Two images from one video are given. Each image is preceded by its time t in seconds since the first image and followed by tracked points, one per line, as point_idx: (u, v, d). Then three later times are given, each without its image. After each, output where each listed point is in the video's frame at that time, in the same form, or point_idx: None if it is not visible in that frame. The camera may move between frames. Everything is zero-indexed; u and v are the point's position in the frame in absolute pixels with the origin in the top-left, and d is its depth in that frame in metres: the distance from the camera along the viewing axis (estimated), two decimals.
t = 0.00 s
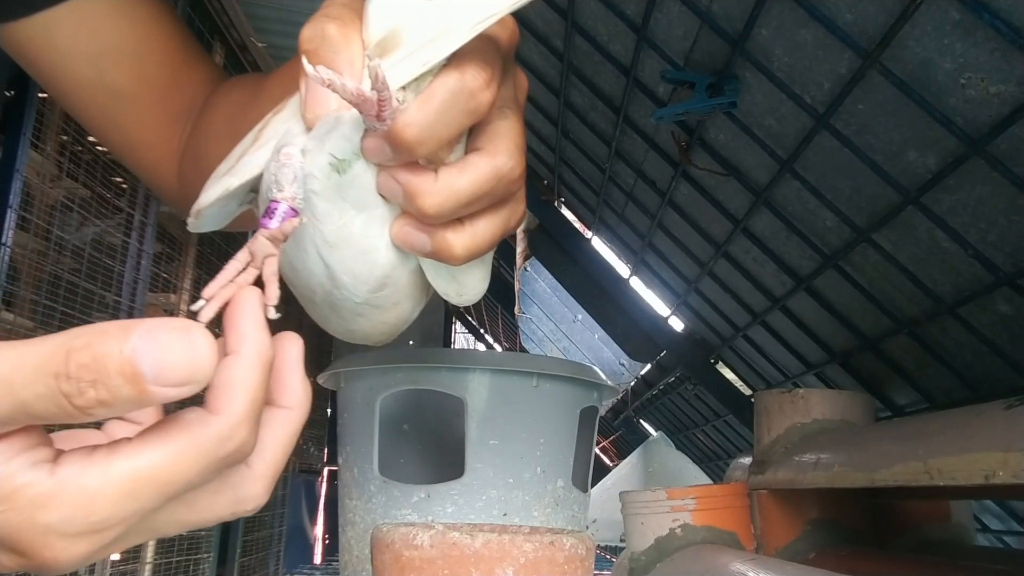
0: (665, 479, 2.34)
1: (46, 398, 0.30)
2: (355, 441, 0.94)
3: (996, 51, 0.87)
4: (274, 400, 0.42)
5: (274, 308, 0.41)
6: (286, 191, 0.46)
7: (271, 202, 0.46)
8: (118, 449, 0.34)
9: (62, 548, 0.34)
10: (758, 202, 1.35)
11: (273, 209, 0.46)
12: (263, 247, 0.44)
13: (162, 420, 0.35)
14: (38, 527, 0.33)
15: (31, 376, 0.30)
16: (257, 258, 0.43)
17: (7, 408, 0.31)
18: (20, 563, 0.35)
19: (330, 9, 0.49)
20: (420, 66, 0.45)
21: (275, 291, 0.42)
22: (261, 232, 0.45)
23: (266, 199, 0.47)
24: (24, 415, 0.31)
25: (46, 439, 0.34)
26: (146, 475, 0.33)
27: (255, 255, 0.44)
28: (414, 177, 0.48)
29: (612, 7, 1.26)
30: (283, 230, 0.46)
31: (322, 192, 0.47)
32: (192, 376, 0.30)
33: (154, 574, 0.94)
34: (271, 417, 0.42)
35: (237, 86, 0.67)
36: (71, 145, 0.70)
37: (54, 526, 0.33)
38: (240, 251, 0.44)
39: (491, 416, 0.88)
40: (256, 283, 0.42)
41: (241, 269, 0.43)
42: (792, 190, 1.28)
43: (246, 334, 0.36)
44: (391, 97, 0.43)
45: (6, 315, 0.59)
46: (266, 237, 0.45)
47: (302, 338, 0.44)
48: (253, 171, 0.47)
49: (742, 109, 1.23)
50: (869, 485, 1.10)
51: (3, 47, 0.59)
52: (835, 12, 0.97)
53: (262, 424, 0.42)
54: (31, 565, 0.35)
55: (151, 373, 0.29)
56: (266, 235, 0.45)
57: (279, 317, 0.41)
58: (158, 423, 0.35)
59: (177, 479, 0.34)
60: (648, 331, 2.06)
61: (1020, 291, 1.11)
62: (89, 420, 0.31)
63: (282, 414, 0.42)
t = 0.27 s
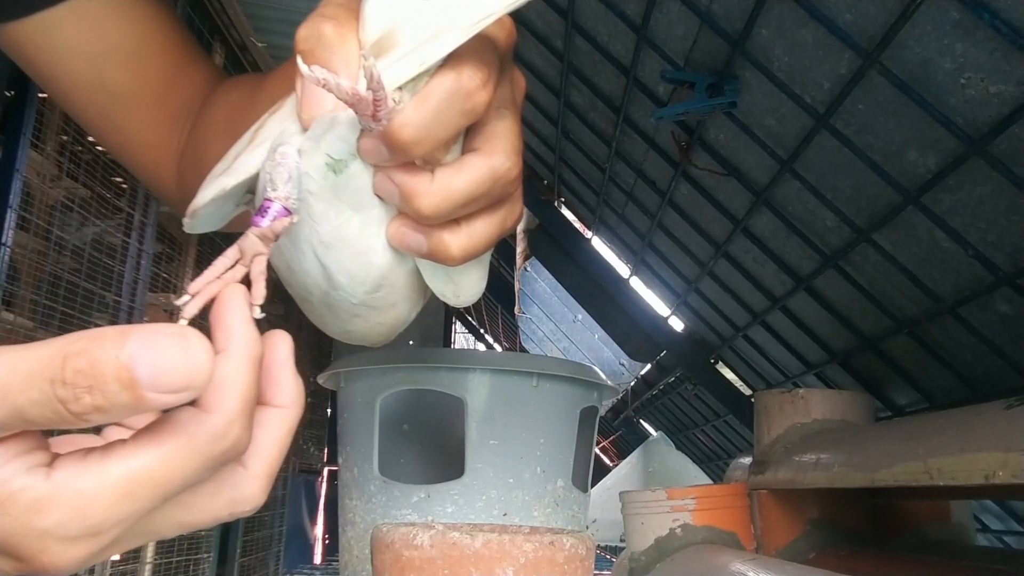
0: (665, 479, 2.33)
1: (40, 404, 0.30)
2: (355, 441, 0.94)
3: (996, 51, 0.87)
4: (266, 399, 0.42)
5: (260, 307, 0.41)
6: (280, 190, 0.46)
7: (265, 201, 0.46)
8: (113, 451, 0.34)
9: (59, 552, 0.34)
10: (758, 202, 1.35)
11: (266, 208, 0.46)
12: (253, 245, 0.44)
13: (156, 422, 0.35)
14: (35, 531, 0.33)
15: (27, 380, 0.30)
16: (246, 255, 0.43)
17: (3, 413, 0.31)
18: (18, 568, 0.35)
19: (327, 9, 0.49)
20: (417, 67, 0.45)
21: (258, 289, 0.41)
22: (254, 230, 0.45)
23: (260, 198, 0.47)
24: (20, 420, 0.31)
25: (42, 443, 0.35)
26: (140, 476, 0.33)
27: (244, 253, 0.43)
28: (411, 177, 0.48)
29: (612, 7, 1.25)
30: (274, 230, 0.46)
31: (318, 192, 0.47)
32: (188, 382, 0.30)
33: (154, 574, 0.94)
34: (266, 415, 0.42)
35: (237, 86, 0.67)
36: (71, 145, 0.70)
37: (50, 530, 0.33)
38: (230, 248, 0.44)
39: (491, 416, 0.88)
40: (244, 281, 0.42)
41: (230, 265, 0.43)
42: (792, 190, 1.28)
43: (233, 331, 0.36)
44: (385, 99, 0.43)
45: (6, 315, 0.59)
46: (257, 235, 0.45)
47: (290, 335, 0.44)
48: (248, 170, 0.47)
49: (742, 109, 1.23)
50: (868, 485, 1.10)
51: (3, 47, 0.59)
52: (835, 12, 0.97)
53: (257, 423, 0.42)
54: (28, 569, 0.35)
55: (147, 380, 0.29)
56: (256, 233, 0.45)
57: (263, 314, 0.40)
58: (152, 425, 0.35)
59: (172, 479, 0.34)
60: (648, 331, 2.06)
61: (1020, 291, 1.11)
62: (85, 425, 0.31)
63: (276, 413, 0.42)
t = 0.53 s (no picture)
0: (666, 479, 2.33)
1: (45, 416, 0.30)
2: (355, 441, 0.94)
3: (996, 51, 0.87)
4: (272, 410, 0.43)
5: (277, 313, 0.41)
6: (279, 194, 0.46)
7: (265, 205, 0.46)
8: (116, 459, 0.34)
9: (61, 560, 0.34)
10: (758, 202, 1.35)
11: (267, 213, 0.46)
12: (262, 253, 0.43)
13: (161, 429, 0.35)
14: (38, 538, 0.33)
15: (31, 393, 0.30)
16: (256, 264, 0.43)
17: (7, 423, 0.30)
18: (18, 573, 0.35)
19: (324, 11, 0.49)
20: (413, 70, 0.45)
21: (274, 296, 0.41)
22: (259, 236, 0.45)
23: (259, 202, 0.47)
24: (23, 430, 0.31)
25: (45, 450, 0.34)
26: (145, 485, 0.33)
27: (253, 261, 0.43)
28: (407, 181, 0.48)
29: (612, 7, 1.26)
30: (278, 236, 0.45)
31: (314, 195, 0.47)
32: (194, 397, 0.30)
33: (154, 574, 0.94)
34: (270, 426, 0.43)
35: (237, 86, 0.67)
36: (71, 145, 0.70)
37: (53, 537, 0.33)
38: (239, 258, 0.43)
39: (490, 416, 0.88)
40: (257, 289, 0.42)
41: (242, 275, 0.42)
42: (792, 190, 1.28)
43: (247, 342, 0.37)
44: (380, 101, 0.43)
45: (6, 316, 0.59)
46: (262, 241, 0.44)
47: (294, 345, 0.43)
48: (244, 174, 0.47)
49: (742, 109, 1.23)
50: (869, 485, 1.09)
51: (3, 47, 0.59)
52: (835, 12, 0.97)
53: (261, 433, 0.42)
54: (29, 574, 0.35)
55: (150, 395, 0.30)
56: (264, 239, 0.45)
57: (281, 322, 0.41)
58: (156, 433, 0.35)
59: (177, 488, 0.34)
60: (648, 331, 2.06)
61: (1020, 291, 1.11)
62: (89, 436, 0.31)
63: (281, 424, 0.43)
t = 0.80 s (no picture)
0: (665, 479, 2.33)
1: (62, 414, 0.30)
2: (355, 441, 0.93)
3: (996, 51, 0.87)
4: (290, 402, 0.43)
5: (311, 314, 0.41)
6: (281, 196, 0.46)
7: (269, 210, 0.46)
8: (133, 445, 0.34)
9: (78, 544, 0.34)
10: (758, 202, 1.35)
11: (272, 217, 0.46)
12: (280, 258, 0.44)
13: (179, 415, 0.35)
14: (57, 524, 0.33)
15: (49, 391, 0.30)
16: (277, 270, 0.44)
17: (23, 419, 0.30)
18: (37, 560, 0.35)
19: (322, 14, 0.49)
20: (411, 71, 0.45)
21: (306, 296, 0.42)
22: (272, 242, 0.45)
23: (261, 207, 0.47)
24: (39, 428, 0.31)
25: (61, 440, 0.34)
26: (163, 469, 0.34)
27: (274, 266, 0.44)
28: (405, 182, 0.48)
29: (612, 7, 1.26)
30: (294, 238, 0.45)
31: (313, 197, 0.47)
32: (207, 396, 0.30)
33: (154, 574, 0.94)
34: (289, 418, 0.43)
35: (237, 86, 0.68)
36: (71, 145, 0.70)
37: (73, 522, 0.33)
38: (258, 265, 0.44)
39: (490, 416, 0.88)
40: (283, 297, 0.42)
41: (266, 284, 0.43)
42: (792, 190, 1.28)
43: (294, 341, 0.38)
44: (379, 102, 0.43)
45: (5, 315, 0.59)
46: (278, 246, 0.45)
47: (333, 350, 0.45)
48: (243, 176, 0.47)
49: (742, 109, 1.23)
50: (869, 485, 1.10)
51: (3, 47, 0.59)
52: (835, 12, 0.97)
53: (280, 424, 0.43)
54: (49, 561, 0.35)
55: (165, 394, 0.29)
56: (276, 245, 0.45)
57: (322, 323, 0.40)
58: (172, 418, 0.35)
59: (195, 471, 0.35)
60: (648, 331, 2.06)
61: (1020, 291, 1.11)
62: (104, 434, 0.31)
63: (298, 416, 0.43)
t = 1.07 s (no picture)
0: (666, 479, 2.34)
1: (42, 399, 0.30)
2: (355, 442, 0.94)
3: (996, 51, 0.87)
4: (277, 392, 0.42)
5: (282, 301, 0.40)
6: (279, 195, 0.46)
7: (265, 206, 0.45)
8: (117, 438, 0.34)
9: (64, 539, 0.34)
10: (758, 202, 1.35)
11: (267, 213, 0.45)
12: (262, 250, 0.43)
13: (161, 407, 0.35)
14: (40, 517, 0.33)
15: (28, 375, 0.30)
16: (254, 260, 0.42)
17: (5, 409, 0.30)
18: (23, 555, 0.35)
19: (324, 14, 0.49)
20: (413, 72, 0.45)
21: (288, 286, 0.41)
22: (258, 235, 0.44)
23: (260, 203, 0.46)
24: (20, 415, 0.31)
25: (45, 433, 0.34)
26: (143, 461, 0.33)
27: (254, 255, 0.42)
28: (407, 182, 0.48)
29: (612, 7, 1.26)
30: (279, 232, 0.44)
31: (315, 197, 0.47)
32: (186, 375, 0.30)
33: (154, 574, 0.94)
34: (274, 408, 0.42)
35: (237, 84, 0.68)
36: (71, 145, 0.70)
37: (57, 515, 0.33)
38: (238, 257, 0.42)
39: (491, 416, 0.88)
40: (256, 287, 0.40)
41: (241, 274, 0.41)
42: (792, 190, 1.28)
43: (255, 324, 0.37)
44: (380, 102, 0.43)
45: (6, 316, 0.59)
46: (262, 239, 0.44)
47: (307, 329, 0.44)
48: (246, 176, 0.47)
49: (742, 109, 1.23)
50: (868, 485, 1.10)
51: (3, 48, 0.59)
52: (835, 12, 0.97)
53: (265, 414, 0.42)
54: (34, 557, 0.35)
55: (146, 375, 0.29)
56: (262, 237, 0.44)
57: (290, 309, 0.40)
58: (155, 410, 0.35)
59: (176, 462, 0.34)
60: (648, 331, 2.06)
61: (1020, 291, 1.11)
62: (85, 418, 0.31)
63: (286, 406, 0.42)
